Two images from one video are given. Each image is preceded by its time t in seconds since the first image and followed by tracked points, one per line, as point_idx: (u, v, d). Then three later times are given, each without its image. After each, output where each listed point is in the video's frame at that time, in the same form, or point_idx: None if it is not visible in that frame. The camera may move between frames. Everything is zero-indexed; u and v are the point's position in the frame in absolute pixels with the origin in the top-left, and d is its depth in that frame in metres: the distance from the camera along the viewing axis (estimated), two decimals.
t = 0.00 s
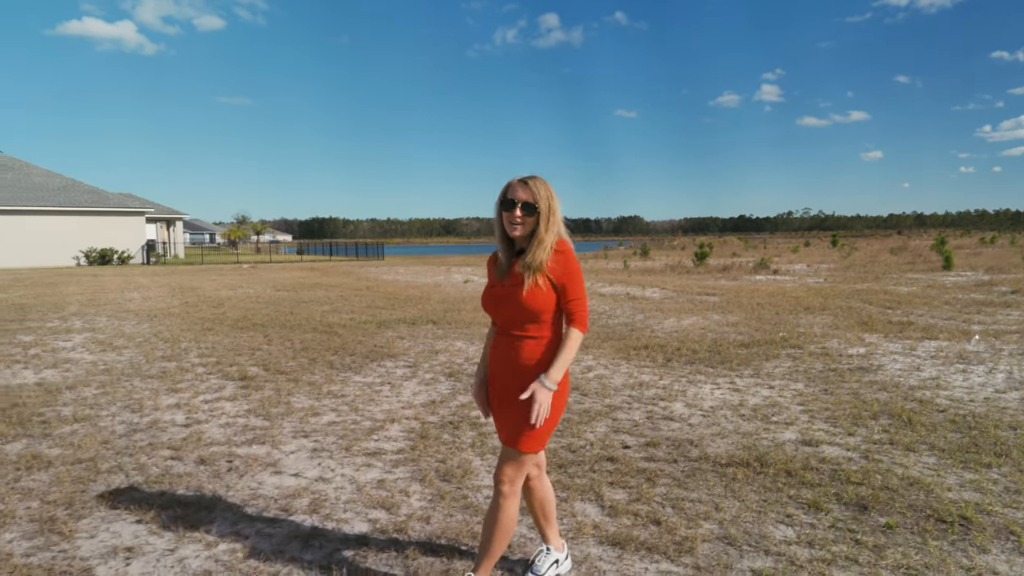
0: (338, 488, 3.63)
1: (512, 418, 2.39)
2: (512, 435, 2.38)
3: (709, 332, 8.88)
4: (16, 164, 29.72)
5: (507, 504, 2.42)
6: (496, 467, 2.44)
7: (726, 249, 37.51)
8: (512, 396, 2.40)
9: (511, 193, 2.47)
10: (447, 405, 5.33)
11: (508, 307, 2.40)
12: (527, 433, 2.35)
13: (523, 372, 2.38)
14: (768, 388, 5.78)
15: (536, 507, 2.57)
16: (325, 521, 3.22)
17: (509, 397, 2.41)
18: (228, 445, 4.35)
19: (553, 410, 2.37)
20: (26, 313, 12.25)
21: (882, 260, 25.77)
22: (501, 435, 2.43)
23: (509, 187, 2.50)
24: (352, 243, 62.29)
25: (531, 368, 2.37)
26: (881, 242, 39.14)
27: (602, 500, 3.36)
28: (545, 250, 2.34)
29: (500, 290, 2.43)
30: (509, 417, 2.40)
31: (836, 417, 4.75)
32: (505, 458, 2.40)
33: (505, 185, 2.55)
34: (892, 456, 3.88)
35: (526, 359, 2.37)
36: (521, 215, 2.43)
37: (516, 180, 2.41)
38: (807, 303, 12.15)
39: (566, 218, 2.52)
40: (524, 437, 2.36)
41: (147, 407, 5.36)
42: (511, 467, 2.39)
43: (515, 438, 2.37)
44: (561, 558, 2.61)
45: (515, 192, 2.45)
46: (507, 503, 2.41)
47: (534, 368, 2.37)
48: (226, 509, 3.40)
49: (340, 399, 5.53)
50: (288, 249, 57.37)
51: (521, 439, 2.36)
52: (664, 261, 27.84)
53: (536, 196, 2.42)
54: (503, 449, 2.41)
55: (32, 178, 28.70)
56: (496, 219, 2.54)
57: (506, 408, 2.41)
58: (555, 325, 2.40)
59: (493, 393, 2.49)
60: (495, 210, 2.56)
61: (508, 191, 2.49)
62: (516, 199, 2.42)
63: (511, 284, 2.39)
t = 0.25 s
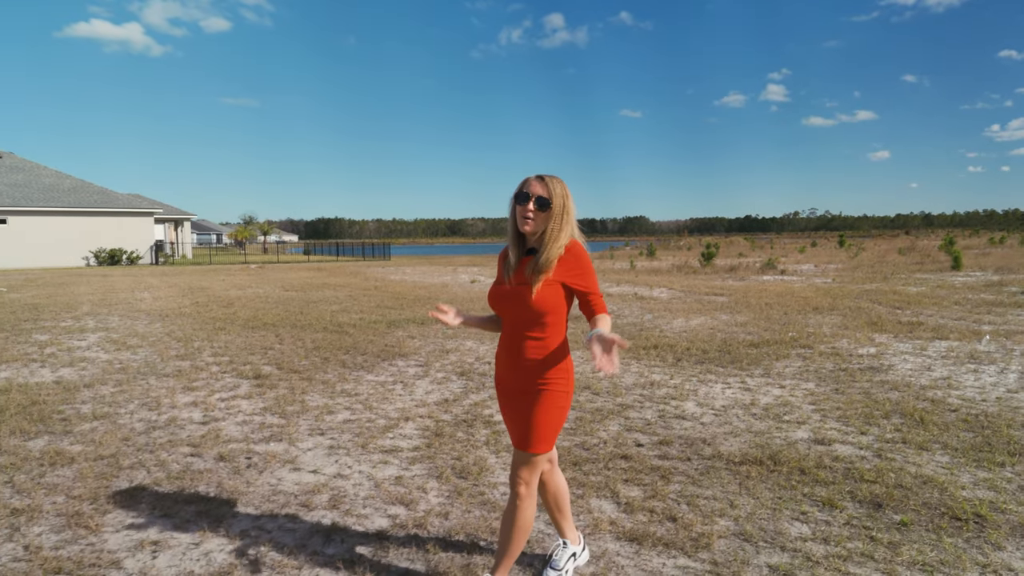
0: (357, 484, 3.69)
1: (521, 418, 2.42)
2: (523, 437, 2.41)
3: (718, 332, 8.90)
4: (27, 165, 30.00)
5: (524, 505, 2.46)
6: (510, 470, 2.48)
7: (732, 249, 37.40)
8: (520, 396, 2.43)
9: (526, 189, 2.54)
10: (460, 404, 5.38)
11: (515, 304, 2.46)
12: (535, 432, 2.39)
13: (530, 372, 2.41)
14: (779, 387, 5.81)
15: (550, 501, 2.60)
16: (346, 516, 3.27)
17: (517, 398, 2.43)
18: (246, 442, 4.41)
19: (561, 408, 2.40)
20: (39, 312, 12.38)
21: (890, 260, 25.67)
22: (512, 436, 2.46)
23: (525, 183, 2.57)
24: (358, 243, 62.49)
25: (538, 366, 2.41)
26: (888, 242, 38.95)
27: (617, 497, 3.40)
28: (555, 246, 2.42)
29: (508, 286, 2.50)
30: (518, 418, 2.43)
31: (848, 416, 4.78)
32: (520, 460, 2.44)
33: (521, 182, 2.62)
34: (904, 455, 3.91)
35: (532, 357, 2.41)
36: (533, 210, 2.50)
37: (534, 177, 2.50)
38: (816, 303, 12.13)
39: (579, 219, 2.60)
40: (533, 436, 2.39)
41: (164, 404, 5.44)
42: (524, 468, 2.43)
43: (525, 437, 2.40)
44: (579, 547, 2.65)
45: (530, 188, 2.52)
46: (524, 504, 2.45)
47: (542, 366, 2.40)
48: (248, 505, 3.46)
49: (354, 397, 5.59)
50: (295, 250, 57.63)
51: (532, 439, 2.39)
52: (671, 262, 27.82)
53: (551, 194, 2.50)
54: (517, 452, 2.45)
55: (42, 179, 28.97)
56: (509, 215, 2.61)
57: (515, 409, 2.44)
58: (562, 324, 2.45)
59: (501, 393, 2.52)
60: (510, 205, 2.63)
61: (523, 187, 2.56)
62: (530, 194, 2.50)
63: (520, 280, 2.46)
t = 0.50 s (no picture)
0: (371, 480, 3.74)
1: (527, 416, 2.44)
2: (529, 436, 2.43)
3: (725, 331, 8.93)
4: (34, 166, 30.20)
5: (535, 504, 2.49)
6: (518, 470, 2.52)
7: (736, 249, 37.36)
8: (525, 393, 2.45)
9: (539, 183, 2.56)
10: (470, 402, 5.43)
11: (518, 300, 2.47)
12: (541, 429, 2.41)
13: (532, 372, 2.44)
14: (786, 386, 5.84)
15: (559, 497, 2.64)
16: (361, 511, 3.33)
17: (521, 397, 2.46)
18: (260, 439, 4.46)
19: (567, 405, 2.42)
20: (48, 312, 12.47)
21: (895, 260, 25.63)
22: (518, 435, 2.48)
23: (537, 177, 2.59)
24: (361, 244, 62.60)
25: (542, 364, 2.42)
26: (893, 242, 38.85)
27: (629, 493, 3.45)
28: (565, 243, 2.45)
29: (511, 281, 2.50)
30: (523, 417, 2.45)
31: (856, 415, 4.81)
32: (529, 460, 2.47)
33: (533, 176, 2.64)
34: (913, 453, 3.93)
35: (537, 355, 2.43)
36: (543, 204, 2.52)
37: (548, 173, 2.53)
38: (822, 302, 12.14)
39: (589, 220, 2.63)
40: (539, 433, 2.41)
41: (177, 402, 5.50)
42: (532, 466, 2.46)
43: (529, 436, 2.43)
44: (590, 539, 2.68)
45: (543, 182, 2.54)
46: (535, 503, 2.48)
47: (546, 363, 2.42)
48: (265, 501, 3.52)
49: (365, 395, 5.64)
50: (299, 250, 57.80)
51: (538, 440, 2.41)
52: (675, 262, 27.83)
53: (564, 191, 2.52)
54: (524, 453, 2.47)
55: (49, 180, 29.14)
56: (518, 207, 2.62)
57: (519, 409, 2.47)
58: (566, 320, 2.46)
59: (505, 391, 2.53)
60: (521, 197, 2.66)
61: (535, 180, 2.58)
62: (542, 188, 2.51)
63: (526, 275, 2.47)
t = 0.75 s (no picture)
0: (379, 478, 3.78)
1: (529, 417, 2.47)
2: (532, 437, 2.46)
3: (727, 331, 8.97)
4: (36, 165, 30.25)
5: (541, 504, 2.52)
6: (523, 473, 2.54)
7: (737, 250, 37.38)
8: (526, 395, 2.47)
9: (540, 184, 2.59)
10: (475, 401, 5.47)
11: (518, 300, 2.50)
12: (542, 429, 2.44)
13: (534, 373, 2.47)
14: (789, 386, 5.88)
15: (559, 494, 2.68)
16: (372, 508, 3.37)
17: (521, 397, 2.49)
18: (269, 437, 4.50)
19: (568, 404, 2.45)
20: (52, 312, 12.50)
21: (896, 260, 25.67)
22: (519, 437, 2.50)
23: (537, 178, 2.62)
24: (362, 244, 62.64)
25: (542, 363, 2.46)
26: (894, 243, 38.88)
27: (636, 491, 3.49)
28: (570, 246, 2.51)
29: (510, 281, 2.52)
30: (525, 418, 2.48)
31: (859, 414, 4.84)
32: (532, 460, 2.50)
33: (533, 177, 2.67)
34: (916, 451, 3.97)
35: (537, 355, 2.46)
36: (544, 207, 2.56)
37: (548, 175, 2.54)
38: (823, 303, 12.18)
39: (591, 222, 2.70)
40: (541, 433, 2.44)
41: (185, 401, 5.53)
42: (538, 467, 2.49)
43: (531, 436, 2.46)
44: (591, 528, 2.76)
45: (544, 184, 2.57)
46: (542, 503, 2.51)
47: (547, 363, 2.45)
48: (275, 498, 3.57)
49: (371, 394, 5.67)
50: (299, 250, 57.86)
51: (541, 441, 2.44)
52: (676, 262, 27.87)
53: (565, 193, 2.56)
54: (526, 454, 2.50)
55: (51, 180, 29.18)
56: (518, 208, 2.65)
57: (520, 409, 2.50)
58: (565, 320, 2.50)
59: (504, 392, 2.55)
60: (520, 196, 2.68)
61: (536, 182, 2.61)
62: (544, 191, 2.55)
63: (528, 275, 2.50)
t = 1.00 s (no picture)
0: (388, 478, 3.81)
1: (531, 420, 2.48)
2: (535, 440, 2.48)
3: (730, 332, 8.99)
4: (39, 166, 30.32)
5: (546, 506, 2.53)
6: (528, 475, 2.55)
7: (738, 250, 37.42)
8: (527, 397, 2.49)
9: (539, 189, 2.61)
10: (481, 401, 5.49)
11: (519, 303, 2.52)
12: (544, 431, 2.44)
13: (536, 377, 2.47)
14: (794, 387, 5.90)
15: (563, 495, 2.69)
16: (381, 508, 3.39)
17: (524, 401, 2.50)
18: (275, 437, 4.51)
19: (571, 409, 2.44)
20: (56, 312, 12.56)
21: (898, 262, 25.67)
22: (522, 440, 2.52)
23: (537, 183, 2.63)
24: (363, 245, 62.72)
25: (542, 365, 2.46)
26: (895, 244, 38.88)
27: (643, 491, 3.50)
28: (568, 248, 2.50)
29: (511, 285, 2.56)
30: (527, 420, 2.49)
31: (864, 415, 4.86)
32: (535, 463, 2.51)
33: (533, 182, 2.69)
34: (922, 452, 3.99)
35: (537, 357, 2.47)
36: (543, 212, 2.58)
37: (547, 176, 2.53)
38: (826, 304, 12.20)
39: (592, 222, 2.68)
40: (542, 436, 2.45)
41: (191, 401, 5.55)
42: (542, 469, 2.50)
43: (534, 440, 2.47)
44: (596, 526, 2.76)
45: (543, 189, 2.58)
46: (549, 504, 2.52)
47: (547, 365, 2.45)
48: (285, 497, 3.59)
49: (376, 395, 5.68)
50: (301, 250, 57.91)
51: (544, 444, 2.45)
52: (678, 263, 27.92)
53: (563, 196, 2.56)
54: (530, 457, 2.51)
55: (53, 180, 29.24)
56: (519, 213, 2.68)
57: (522, 414, 2.51)
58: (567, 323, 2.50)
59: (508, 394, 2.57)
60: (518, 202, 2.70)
61: (536, 187, 2.62)
62: (542, 196, 2.56)
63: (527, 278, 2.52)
